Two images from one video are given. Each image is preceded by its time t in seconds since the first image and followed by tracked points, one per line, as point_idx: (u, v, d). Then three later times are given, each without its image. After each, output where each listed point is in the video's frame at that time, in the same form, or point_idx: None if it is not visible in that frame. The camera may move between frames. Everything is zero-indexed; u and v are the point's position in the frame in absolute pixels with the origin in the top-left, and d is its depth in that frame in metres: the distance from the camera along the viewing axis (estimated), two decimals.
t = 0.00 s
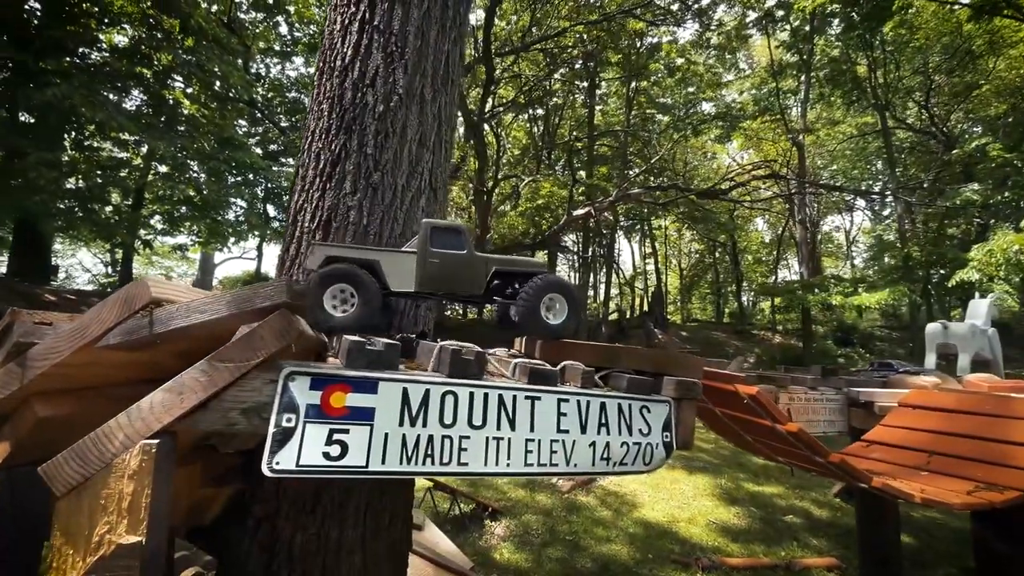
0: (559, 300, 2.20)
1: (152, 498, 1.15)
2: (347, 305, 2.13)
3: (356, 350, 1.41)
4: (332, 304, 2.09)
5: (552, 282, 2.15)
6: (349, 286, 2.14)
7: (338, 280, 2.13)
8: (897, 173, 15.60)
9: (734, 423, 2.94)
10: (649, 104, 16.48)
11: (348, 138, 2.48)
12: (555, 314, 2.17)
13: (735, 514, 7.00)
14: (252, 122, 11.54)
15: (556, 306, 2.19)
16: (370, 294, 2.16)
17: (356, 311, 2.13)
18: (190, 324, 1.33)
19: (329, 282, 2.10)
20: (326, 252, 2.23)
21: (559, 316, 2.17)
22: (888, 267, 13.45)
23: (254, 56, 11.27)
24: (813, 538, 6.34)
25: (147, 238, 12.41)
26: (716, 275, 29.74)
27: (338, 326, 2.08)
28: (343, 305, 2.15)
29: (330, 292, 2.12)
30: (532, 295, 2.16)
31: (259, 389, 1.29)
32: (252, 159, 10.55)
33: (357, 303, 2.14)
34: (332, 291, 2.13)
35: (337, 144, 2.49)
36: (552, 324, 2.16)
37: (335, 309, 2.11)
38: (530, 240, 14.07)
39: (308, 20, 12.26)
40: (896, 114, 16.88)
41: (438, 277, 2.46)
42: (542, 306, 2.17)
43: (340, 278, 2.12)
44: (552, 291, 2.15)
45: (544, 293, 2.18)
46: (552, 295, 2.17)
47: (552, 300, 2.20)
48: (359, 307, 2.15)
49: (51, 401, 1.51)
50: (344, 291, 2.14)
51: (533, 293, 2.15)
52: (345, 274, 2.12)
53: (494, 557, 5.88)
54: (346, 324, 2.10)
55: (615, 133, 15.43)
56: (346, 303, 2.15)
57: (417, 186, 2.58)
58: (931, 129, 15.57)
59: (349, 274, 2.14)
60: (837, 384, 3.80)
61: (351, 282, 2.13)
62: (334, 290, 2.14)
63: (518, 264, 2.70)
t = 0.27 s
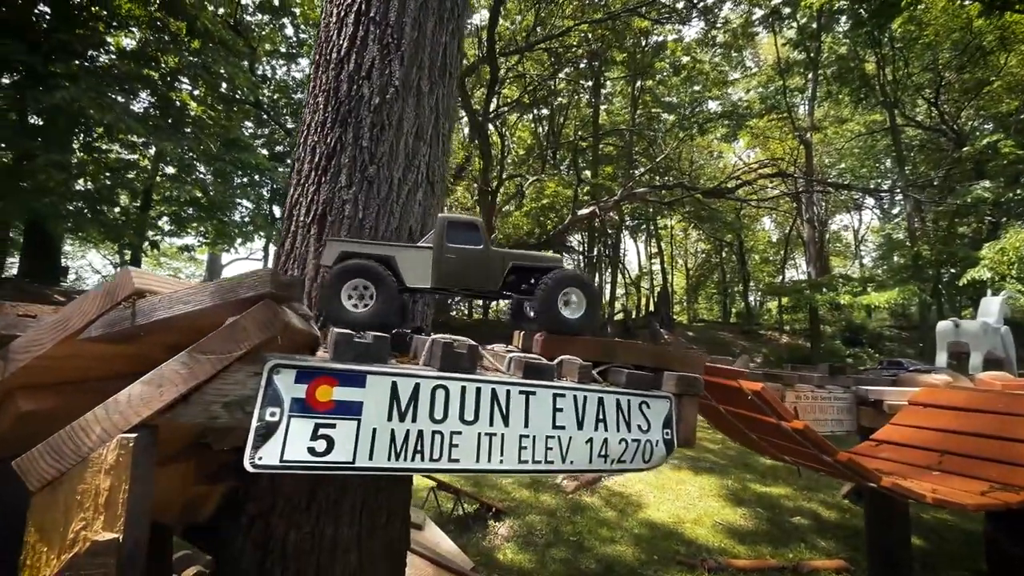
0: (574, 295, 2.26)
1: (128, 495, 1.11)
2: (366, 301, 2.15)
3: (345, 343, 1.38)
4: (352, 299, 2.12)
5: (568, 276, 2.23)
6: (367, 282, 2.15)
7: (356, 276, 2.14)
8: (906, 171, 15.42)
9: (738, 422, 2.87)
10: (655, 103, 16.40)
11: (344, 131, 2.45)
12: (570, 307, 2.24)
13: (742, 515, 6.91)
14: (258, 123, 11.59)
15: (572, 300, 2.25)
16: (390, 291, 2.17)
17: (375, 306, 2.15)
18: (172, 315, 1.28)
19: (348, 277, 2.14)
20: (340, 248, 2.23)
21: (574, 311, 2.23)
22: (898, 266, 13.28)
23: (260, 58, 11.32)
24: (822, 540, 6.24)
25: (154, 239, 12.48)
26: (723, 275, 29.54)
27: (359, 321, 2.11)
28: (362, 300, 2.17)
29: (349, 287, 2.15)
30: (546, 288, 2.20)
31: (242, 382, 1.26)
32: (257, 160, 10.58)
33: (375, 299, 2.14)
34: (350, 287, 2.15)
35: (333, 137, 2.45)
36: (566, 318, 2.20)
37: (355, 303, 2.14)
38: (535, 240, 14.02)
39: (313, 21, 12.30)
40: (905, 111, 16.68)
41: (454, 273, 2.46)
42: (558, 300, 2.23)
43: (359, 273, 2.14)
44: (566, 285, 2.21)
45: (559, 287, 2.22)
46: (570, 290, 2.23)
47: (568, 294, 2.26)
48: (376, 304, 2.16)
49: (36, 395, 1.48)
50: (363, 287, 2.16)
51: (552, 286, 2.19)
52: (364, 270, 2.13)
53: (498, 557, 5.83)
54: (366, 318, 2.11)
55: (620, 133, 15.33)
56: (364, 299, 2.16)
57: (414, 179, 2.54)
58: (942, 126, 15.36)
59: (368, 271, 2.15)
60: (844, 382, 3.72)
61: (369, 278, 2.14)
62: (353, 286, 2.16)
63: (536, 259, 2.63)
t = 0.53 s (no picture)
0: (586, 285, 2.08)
1: (85, 487, 1.07)
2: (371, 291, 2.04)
3: (319, 330, 1.31)
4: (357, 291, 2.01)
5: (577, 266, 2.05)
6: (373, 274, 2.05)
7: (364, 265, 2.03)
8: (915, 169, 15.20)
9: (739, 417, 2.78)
10: (660, 101, 16.27)
11: (332, 119, 2.38)
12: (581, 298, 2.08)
13: (747, 515, 6.79)
14: (262, 124, 11.61)
15: (583, 292, 2.12)
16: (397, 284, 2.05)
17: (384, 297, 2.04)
18: (137, 300, 1.23)
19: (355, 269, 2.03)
20: (346, 235, 2.12)
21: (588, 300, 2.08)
22: (907, 265, 13.06)
23: (264, 60, 11.34)
24: (830, 542, 6.12)
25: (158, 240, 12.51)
26: (729, 275, 29.31)
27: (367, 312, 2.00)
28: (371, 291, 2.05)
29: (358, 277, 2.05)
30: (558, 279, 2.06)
31: (209, 369, 1.20)
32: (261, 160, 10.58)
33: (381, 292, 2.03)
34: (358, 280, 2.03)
35: (321, 125, 2.40)
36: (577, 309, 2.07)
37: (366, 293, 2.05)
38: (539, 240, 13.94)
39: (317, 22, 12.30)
40: (914, 108, 16.46)
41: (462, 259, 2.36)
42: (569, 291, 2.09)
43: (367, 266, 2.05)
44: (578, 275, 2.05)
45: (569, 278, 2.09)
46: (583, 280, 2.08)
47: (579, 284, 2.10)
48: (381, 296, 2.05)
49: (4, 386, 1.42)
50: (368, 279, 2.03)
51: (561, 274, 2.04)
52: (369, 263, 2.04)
53: (499, 558, 5.75)
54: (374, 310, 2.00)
55: (625, 131, 15.21)
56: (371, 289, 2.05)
57: (405, 168, 2.47)
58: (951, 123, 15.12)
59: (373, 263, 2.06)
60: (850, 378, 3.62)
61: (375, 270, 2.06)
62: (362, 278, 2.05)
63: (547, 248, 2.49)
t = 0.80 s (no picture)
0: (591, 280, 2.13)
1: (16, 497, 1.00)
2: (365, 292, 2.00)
3: (276, 326, 1.22)
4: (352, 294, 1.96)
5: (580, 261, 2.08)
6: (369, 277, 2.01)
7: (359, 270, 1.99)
8: (918, 168, 15.07)
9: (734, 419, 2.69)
10: (661, 102, 16.19)
11: (311, 111, 2.31)
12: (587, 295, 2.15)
13: (749, 518, 6.68)
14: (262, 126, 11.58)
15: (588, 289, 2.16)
16: (396, 286, 2.02)
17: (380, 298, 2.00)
18: (80, 295, 1.16)
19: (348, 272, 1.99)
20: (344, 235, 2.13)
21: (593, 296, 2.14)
22: (910, 264, 12.95)
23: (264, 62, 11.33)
24: (833, 545, 6.00)
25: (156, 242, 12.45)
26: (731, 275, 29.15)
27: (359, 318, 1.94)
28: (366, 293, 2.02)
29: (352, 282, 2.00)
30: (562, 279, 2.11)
31: (155, 368, 1.12)
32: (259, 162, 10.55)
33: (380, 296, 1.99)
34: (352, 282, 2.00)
35: (300, 118, 2.32)
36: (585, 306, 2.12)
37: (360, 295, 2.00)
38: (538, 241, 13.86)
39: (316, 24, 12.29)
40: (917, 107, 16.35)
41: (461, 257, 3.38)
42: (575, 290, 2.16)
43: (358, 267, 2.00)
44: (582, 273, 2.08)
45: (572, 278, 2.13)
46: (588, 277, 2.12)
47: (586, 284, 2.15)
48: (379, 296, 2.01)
49: None
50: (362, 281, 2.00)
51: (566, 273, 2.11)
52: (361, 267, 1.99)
53: (496, 562, 5.66)
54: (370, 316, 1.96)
55: (626, 131, 15.13)
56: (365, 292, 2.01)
57: (387, 162, 2.39)
58: (955, 122, 15.00)
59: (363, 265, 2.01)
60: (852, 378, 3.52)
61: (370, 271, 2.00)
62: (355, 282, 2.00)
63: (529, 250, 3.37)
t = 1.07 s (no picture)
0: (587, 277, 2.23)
1: None
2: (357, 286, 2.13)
3: (231, 323, 1.14)
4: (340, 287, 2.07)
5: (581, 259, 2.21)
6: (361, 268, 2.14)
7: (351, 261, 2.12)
8: (919, 167, 15.00)
9: (725, 419, 2.63)
10: (660, 102, 16.14)
11: (289, 104, 2.24)
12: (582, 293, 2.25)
13: (749, 519, 6.59)
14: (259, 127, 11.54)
15: (584, 286, 2.25)
16: (387, 279, 2.20)
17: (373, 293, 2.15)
18: (18, 291, 1.10)
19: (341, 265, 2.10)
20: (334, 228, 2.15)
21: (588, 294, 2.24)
22: (912, 264, 12.89)
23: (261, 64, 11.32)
24: (834, 547, 5.92)
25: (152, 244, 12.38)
26: (731, 276, 29.07)
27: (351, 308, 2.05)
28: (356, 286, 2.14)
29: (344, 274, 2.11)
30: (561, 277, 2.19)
31: (99, 367, 1.06)
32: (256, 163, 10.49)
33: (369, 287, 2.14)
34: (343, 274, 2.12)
35: (277, 111, 2.25)
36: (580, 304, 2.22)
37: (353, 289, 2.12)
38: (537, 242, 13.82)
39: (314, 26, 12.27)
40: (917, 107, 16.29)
41: (453, 250, 3.59)
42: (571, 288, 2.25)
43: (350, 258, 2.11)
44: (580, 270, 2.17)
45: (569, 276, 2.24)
46: (583, 277, 2.21)
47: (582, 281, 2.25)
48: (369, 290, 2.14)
49: None
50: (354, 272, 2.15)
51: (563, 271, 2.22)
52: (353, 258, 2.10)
53: (492, 565, 5.57)
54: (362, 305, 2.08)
55: (625, 132, 15.07)
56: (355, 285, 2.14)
57: (368, 155, 2.32)
58: (956, 121, 14.92)
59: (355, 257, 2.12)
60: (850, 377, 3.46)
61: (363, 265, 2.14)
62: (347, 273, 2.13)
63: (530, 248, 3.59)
